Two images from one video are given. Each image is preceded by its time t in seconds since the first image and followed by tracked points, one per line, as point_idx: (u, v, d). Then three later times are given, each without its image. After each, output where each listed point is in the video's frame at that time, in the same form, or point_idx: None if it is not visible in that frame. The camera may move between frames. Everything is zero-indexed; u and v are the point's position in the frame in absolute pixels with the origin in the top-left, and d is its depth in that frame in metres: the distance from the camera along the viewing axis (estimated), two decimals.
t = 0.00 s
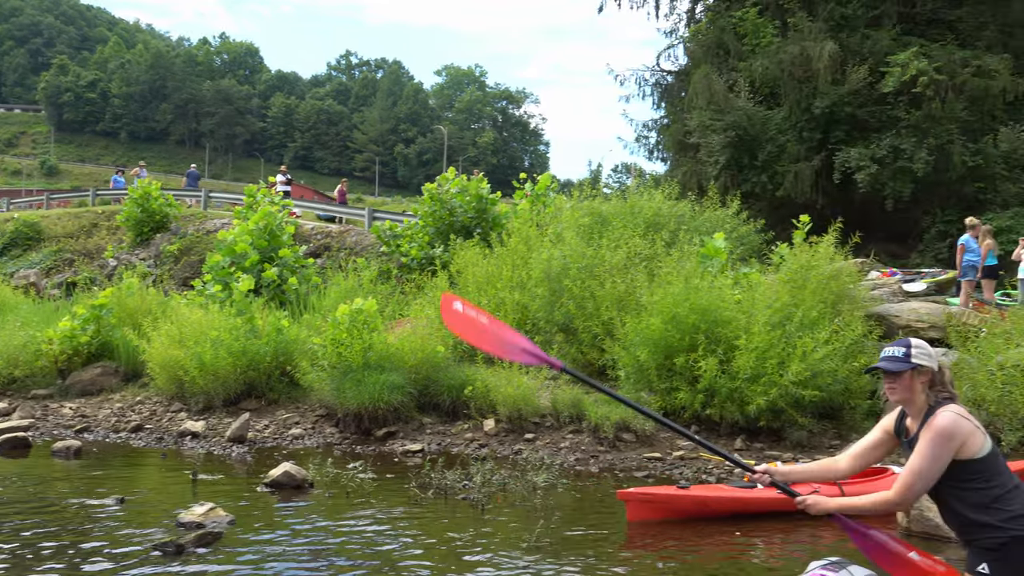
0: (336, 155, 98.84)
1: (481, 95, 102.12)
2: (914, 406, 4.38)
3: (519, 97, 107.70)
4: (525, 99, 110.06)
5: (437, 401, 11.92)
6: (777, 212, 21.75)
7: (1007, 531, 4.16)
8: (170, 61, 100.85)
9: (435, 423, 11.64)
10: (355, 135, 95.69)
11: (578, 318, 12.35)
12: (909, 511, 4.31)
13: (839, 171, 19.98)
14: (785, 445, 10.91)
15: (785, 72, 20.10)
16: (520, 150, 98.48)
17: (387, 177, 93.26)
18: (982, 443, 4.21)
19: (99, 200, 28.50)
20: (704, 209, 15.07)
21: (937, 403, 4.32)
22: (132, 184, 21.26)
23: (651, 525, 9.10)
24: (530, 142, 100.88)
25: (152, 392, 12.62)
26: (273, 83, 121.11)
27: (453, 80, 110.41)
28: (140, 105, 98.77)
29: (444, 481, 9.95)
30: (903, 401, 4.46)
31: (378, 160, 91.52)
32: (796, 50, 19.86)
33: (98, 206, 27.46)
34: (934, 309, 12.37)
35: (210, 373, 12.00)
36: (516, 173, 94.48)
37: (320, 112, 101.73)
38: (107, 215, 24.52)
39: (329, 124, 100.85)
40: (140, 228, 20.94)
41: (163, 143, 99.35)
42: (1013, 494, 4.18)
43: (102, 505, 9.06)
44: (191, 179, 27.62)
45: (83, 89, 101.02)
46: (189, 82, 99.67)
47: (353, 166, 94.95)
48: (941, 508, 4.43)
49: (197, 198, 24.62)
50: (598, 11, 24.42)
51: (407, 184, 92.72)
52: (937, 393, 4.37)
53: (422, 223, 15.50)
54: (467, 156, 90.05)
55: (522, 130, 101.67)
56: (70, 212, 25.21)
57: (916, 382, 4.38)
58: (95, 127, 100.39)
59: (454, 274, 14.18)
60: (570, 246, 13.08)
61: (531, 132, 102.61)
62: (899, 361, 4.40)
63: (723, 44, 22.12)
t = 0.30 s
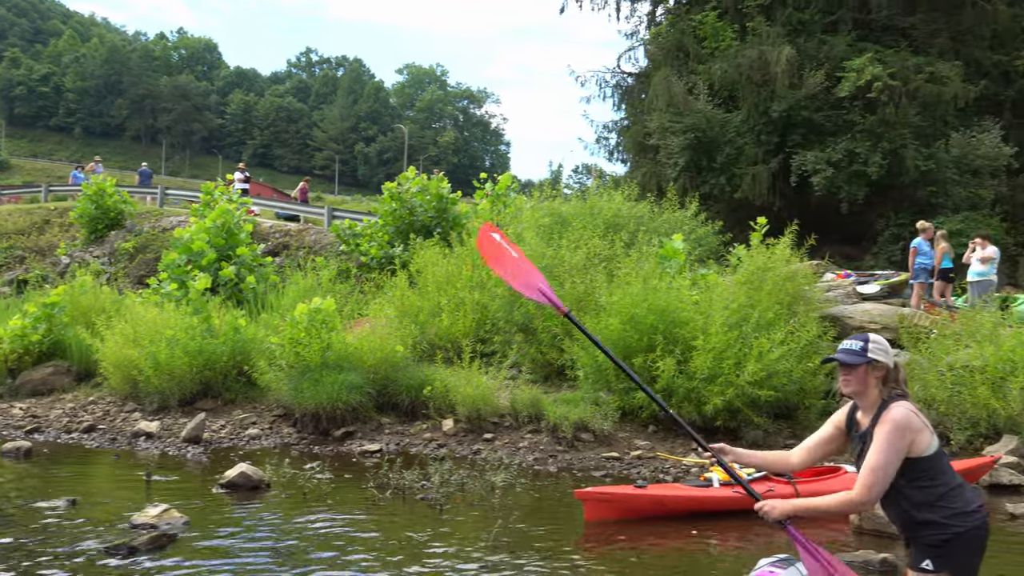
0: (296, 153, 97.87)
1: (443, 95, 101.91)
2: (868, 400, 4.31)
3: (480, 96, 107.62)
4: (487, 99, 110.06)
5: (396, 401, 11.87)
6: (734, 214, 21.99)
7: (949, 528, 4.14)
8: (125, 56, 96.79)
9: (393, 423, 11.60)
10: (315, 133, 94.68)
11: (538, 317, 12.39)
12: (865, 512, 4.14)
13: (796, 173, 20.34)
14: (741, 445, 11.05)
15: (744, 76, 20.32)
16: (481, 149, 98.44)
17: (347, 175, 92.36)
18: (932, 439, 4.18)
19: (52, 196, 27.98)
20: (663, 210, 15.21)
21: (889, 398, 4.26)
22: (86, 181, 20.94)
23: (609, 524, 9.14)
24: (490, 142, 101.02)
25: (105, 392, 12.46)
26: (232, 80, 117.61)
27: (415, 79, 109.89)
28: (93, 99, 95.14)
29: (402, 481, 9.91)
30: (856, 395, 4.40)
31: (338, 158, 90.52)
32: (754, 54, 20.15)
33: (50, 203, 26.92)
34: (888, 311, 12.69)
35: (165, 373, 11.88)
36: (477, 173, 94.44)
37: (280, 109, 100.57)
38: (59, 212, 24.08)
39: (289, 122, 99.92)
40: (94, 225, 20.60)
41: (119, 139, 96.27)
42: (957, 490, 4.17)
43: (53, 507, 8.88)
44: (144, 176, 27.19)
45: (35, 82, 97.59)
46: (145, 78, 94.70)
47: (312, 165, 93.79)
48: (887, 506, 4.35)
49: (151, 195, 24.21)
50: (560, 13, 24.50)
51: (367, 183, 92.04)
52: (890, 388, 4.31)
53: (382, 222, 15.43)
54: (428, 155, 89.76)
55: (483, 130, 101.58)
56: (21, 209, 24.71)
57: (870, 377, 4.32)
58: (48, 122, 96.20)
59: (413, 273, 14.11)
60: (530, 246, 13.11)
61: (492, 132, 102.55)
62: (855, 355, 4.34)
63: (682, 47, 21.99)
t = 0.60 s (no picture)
0: (253, 151, 96.39)
1: (404, 93, 101.37)
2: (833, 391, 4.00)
3: (439, 95, 106.82)
4: (448, 98, 109.69)
5: (355, 401, 11.82)
6: (692, 214, 22.20)
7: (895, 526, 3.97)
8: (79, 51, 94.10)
9: (353, 422, 11.56)
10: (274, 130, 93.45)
11: (498, 316, 12.39)
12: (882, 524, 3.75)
13: (754, 174, 20.58)
14: (699, 442, 11.16)
15: (702, 77, 20.51)
16: (441, 148, 98.12)
17: (307, 174, 91.36)
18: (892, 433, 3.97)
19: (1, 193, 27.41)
20: (622, 210, 15.32)
21: (854, 391, 3.98)
22: (38, 178, 20.56)
23: (569, 522, 9.17)
24: (451, 141, 100.80)
25: (57, 393, 12.26)
26: (188, 75, 113.77)
27: (375, 77, 109.04)
28: (47, 95, 92.59)
29: (362, 481, 9.86)
30: (816, 387, 4.09)
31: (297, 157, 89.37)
32: (713, 56, 20.30)
33: None
34: (843, 310, 12.76)
35: (120, 373, 11.72)
36: (437, 173, 94.12)
37: (239, 106, 99.21)
38: (9, 209, 23.56)
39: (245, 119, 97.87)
40: (47, 223, 20.23)
41: (73, 135, 94.06)
42: (904, 488, 4.02)
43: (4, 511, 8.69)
44: (94, 172, 26.68)
45: None
46: (99, 73, 92.03)
47: (271, 163, 92.31)
48: (837, 505, 4.08)
49: (103, 193, 23.82)
50: (521, 13, 24.59)
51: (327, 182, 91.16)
52: (853, 380, 4.04)
53: (341, 221, 15.34)
54: (388, 154, 89.22)
55: (443, 128, 101.33)
56: None
57: (835, 368, 4.03)
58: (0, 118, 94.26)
59: (373, 272, 14.05)
60: (490, 246, 13.13)
61: (451, 131, 102.10)
62: (819, 345, 4.07)
63: (642, 48, 22.12)
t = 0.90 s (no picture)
0: (214, 147, 93.47)
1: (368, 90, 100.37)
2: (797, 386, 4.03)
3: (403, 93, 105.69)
4: (413, 95, 108.87)
5: (316, 400, 11.75)
6: (654, 214, 22.33)
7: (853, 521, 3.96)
8: (35, 44, 92.34)
9: (314, 422, 11.49)
10: (235, 125, 92.09)
11: (461, 315, 12.40)
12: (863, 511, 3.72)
13: (715, 174, 20.79)
14: (660, 441, 11.25)
15: (665, 78, 20.62)
16: (404, 146, 97.32)
17: (269, 171, 90.14)
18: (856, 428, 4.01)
19: None
20: (585, 210, 15.37)
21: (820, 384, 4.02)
22: None
23: (529, 521, 9.19)
24: (415, 138, 99.81)
25: (11, 393, 12.06)
26: (148, 71, 109.85)
27: (338, 72, 107.59)
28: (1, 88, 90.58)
29: (322, 480, 9.79)
30: (781, 383, 4.13)
31: (258, 153, 88.09)
32: (675, 57, 20.39)
33: None
34: (801, 310, 12.94)
35: (75, 371, 11.57)
36: (399, 171, 93.36)
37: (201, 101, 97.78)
38: None
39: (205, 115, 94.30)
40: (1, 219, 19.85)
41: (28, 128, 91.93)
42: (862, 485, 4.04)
43: None
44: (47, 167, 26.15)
45: None
46: (55, 66, 90.17)
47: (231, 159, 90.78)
48: (796, 501, 4.04)
49: (59, 189, 23.41)
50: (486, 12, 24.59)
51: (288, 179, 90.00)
52: (816, 375, 4.07)
53: (302, 219, 15.25)
54: (352, 151, 88.32)
55: (408, 126, 99.44)
56: None
57: (800, 363, 4.06)
58: None
59: (334, 270, 13.98)
60: (453, 245, 13.12)
61: (415, 128, 101.12)
62: (782, 341, 4.11)
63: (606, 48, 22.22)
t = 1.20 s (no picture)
0: (175, 143, 91.16)
1: (331, 86, 99.44)
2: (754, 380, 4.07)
3: (366, 90, 104.68)
4: (377, 92, 108.03)
5: (278, 399, 11.65)
6: (618, 213, 22.43)
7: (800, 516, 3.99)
8: None
9: (275, 421, 11.40)
10: (196, 120, 90.67)
11: (424, 313, 12.37)
12: (802, 500, 3.80)
13: (677, 174, 20.94)
14: (622, 440, 11.32)
15: (628, 78, 20.66)
16: (368, 143, 96.54)
17: (230, 167, 88.86)
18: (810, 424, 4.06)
19: None
20: (549, 209, 15.44)
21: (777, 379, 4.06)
22: None
23: (491, 519, 9.19)
24: (378, 136, 99.10)
25: None
26: (106, 64, 107.07)
27: (300, 68, 106.32)
28: None
29: (283, 480, 9.71)
30: (739, 377, 4.17)
31: (220, 149, 86.78)
32: (638, 57, 20.47)
33: None
34: (761, 310, 13.10)
35: (30, 370, 11.39)
36: (363, 168, 92.64)
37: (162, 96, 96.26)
38: None
39: (166, 110, 92.33)
40: None
41: None
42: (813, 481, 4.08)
43: None
44: None
45: None
46: (10, 57, 88.14)
47: (191, 155, 89.26)
48: (749, 491, 4.08)
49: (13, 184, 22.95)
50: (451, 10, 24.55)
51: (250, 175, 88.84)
52: (775, 371, 4.11)
53: (264, 216, 15.13)
54: (315, 148, 87.42)
55: (372, 124, 98.44)
56: None
57: (758, 357, 4.09)
58: None
59: (296, 268, 13.89)
60: (416, 243, 13.09)
61: (379, 126, 100.28)
62: (739, 336, 4.13)
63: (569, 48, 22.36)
